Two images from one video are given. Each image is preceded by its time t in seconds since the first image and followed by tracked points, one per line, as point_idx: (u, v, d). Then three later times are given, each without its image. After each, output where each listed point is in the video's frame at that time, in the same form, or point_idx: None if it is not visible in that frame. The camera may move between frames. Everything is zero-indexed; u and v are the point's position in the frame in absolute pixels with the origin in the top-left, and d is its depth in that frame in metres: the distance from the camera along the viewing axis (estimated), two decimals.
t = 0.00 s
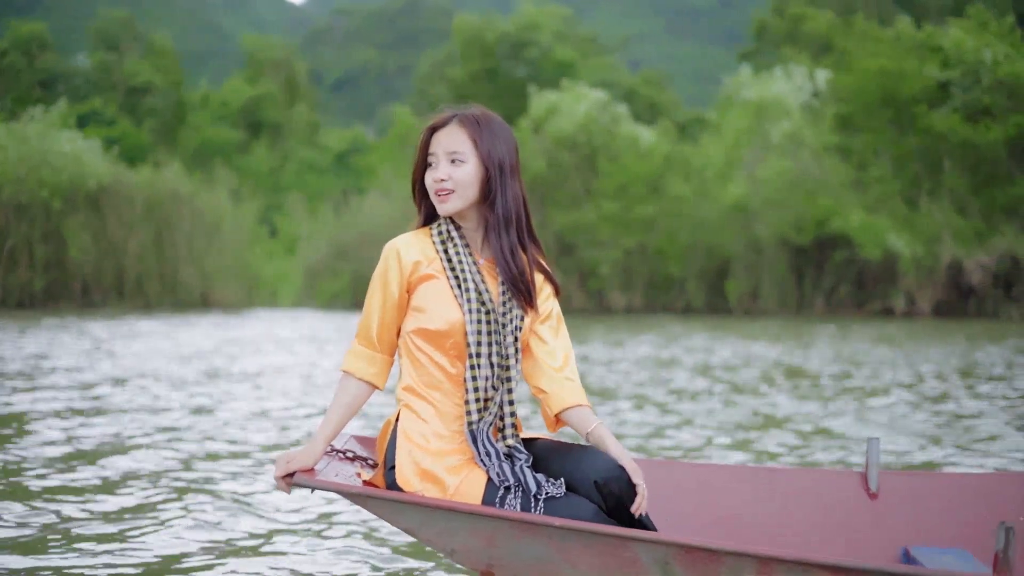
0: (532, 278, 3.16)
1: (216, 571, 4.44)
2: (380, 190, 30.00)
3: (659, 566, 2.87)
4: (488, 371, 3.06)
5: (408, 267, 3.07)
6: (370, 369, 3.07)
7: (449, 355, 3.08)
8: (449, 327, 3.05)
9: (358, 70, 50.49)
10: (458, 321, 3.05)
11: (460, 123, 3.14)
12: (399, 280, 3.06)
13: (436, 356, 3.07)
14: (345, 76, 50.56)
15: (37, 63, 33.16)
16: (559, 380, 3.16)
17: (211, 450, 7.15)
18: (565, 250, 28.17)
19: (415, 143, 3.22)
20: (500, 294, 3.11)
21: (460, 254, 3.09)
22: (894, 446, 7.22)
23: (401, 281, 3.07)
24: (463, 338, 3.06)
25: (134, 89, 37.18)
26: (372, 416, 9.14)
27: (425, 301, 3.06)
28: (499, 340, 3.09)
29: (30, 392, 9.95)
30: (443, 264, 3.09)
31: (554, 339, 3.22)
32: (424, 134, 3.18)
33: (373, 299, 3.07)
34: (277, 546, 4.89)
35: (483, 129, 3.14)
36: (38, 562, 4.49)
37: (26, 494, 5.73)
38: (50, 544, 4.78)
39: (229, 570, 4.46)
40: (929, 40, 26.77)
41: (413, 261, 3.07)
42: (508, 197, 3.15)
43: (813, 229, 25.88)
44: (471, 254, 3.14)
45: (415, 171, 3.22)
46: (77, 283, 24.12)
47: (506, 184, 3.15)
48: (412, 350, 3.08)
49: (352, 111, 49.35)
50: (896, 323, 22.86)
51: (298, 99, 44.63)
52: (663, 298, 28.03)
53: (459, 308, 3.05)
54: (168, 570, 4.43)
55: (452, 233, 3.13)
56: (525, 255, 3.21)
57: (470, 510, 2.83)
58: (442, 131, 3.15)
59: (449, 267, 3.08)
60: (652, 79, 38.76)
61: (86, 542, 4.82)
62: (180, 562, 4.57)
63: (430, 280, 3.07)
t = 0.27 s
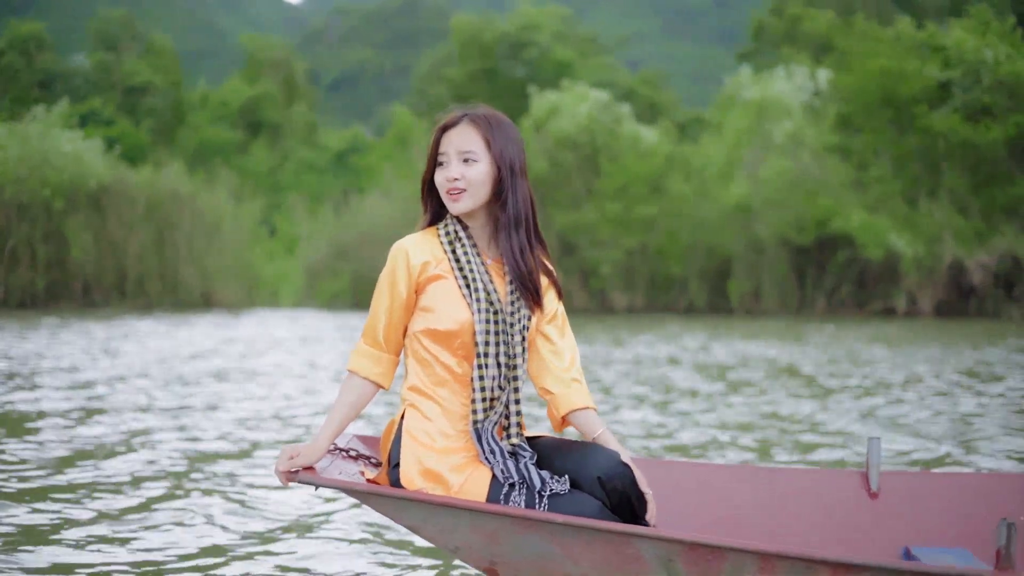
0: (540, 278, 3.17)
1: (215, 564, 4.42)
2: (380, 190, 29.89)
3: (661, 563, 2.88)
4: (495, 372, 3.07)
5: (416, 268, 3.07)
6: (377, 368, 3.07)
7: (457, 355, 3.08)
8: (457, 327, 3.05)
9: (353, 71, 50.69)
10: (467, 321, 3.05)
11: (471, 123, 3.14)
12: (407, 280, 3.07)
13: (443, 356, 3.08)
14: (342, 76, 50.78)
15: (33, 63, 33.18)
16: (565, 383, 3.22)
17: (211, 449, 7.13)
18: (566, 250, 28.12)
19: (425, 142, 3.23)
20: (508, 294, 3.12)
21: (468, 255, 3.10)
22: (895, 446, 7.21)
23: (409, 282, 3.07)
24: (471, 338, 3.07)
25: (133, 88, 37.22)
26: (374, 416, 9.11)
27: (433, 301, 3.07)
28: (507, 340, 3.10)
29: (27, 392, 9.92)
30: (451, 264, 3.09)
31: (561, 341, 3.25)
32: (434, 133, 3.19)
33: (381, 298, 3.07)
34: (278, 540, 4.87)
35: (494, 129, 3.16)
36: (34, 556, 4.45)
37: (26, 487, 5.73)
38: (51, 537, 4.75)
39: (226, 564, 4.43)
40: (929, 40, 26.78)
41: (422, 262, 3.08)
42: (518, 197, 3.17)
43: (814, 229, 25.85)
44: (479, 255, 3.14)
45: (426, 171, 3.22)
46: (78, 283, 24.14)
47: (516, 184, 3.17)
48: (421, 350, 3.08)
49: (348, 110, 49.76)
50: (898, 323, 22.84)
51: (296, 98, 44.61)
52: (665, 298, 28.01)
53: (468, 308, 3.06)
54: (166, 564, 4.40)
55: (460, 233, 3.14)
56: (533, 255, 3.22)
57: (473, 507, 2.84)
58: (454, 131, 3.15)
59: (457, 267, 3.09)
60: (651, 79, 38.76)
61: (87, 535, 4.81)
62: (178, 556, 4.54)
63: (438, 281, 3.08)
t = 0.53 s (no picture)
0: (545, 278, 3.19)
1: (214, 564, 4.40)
2: (381, 190, 29.73)
3: (662, 560, 2.89)
4: (499, 374, 3.08)
5: (423, 268, 3.07)
6: (381, 368, 3.07)
7: (462, 355, 3.08)
8: (464, 327, 3.05)
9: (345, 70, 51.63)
10: (473, 321, 3.06)
11: (482, 123, 3.14)
12: (413, 281, 3.07)
13: (449, 358, 3.08)
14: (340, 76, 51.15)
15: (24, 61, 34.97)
16: (564, 387, 3.27)
17: (210, 448, 7.11)
18: (568, 250, 28.14)
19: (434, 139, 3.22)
20: (513, 294, 3.14)
21: (474, 256, 3.11)
22: (899, 446, 7.18)
23: (416, 282, 3.07)
24: (477, 337, 3.07)
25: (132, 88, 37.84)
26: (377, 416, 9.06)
27: (440, 301, 3.07)
28: (512, 340, 3.11)
29: (25, 391, 9.91)
30: (457, 265, 3.10)
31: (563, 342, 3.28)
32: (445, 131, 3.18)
33: (386, 298, 3.07)
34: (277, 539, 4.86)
35: (505, 130, 3.17)
36: (33, 555, 4.44)
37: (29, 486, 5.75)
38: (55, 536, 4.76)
39: (225, 563, 4.41)
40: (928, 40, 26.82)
41: (429, 262, 3.08)
42: (527, 198, 3.18)
43: (816, 229, 25.83)
44: (485, 255, 3.15)
45: (434, 170, 3.22)
46: (79, 283, 24.35)
47: (526, 185, 3.18)
48: (426, 350, 3.08)
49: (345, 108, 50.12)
50: (899, 323, 22.84)
51: (295, 98, 44.61)
52: (666, 298, 28.02)
53: (474, 308, 3.06)
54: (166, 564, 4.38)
55: (466, 233, 3.14)
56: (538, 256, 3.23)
57: (476, 507, 2.85)
58: (465, 130, 3.15)
59: (463, 268, 3.09)
60: (650, 80, 38.65)
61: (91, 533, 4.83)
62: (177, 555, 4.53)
63: (445, 280, 3.08)
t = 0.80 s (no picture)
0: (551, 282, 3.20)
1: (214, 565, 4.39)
2: (382, 190, 29.66)
3: (662, 561, 2.89)
4: (503, 375, 3.08)
5: (431, 268, 3.07)
6: (385, 366, 3.06)
7: (467, 356, 3.09)
8: (471, 327, 3.05)
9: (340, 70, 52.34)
10: (480, 321, 3.06)
11: (497, 125, 3.15)
12: (420, 280, 3.06)
13: (455, 358, 3.08)
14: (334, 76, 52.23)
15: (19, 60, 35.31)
16: (557, 387, 3.31)
17: (211, 449, 7.10)
18: (569, 249, 28.13)
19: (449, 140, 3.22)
20: (518, 296, 3.14)
21: (480, 256, 3.11)
22: (902, 446, 7.17)
23: (423, 281, 3.07)
24: (482, 339, 3.07)
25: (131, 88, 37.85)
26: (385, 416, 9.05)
27: (447, 302, 3.07)
28: (516, 342, 3.11)
29: (24, 391, 9.90)
30: (464, 265, 3.10)
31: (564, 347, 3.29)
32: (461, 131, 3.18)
33: (393, 296, 3.05)
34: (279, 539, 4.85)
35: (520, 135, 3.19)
36: (36, 555, 4.45)
37: (32, 485, 5.76)
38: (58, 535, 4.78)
39: (225, 564, 4.40)
40: (929, 40, 26.92)
41: (436, 261, 3.08)
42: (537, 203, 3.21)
43: (817, 229, 25.82)
44: (491, 257, 3.15)
45: (446, 169, 3.22)
46: (81, 283, 24.36)
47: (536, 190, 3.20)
48: (433, 349, 3.08)
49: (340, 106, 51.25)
50: (899, 323, 22.83)
51: (294, 98, 44.68)
52: (667, 298, 28.02)
53: (480, 308, 3.06)
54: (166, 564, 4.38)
55: (474, 234, 3.14)
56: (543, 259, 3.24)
57: (477, 506, 2.86)
58: (482, 132, 3.15)
59: (470, 269, 3.09)
60: (649, 79, 38.75)
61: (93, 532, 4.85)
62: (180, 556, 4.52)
63: (452, 280, 3.08)
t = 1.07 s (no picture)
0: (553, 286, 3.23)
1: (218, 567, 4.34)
2: (384, 191, 29.65)
3: (664, 562, 2.89)
4: (509, 376, 3.09)
5: (439, 268, 3.06)
6: (393, 366, 3.04)
7: (474, 356, 3.09)
8: (479, 328, 3.06)
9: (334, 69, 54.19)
10: (487, 322, 3.06)
11: (518, 131, 3.15)
12: (429, 280, 3.05)
13: (461, 359, 3.08)
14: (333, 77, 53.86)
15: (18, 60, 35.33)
16: (549, 385, 3.36)
17: (211, 449, 7.09)
18: (571, 249, 28.14)
19: (460, 131, 3.18)
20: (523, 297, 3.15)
21: (489, 258, 3.12)
22: (906, 446, 7.16)
23: (431, 281, 3.06)
24: (489, 339, 3.08)
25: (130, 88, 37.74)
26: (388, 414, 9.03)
27: (455, 302, 3.07)
28: (521, 343, 3.12)
29: (23, 391, 9.91)
30: (472, 266, 3.10)
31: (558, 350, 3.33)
32: (478, 127, 3.14)
33: (403, 295, 3.03)
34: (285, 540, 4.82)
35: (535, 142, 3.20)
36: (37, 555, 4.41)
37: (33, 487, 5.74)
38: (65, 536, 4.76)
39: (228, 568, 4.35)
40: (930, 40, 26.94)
41: (445, 262, 3.07)
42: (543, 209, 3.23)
43: (819, 229, 25.79)
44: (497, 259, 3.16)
45: (458, 165, 3.17)
46: (82, 283, 24.35)
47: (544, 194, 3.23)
48: (440, 352, 3.08)
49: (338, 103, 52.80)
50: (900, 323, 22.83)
51: (292, 98, 44.76)
52: (668, 298, 28.02)
53: (487, 309, 3.07)
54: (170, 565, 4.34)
55: (482, 235, 3.14)
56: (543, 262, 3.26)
57: (481, 506, 2.86)
58: (506, 136, 3.14)
59: (478, 271, 3.09)
60: (647, 80, 38.88)
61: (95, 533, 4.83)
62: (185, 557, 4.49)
63: (459, 281, 3.09)
